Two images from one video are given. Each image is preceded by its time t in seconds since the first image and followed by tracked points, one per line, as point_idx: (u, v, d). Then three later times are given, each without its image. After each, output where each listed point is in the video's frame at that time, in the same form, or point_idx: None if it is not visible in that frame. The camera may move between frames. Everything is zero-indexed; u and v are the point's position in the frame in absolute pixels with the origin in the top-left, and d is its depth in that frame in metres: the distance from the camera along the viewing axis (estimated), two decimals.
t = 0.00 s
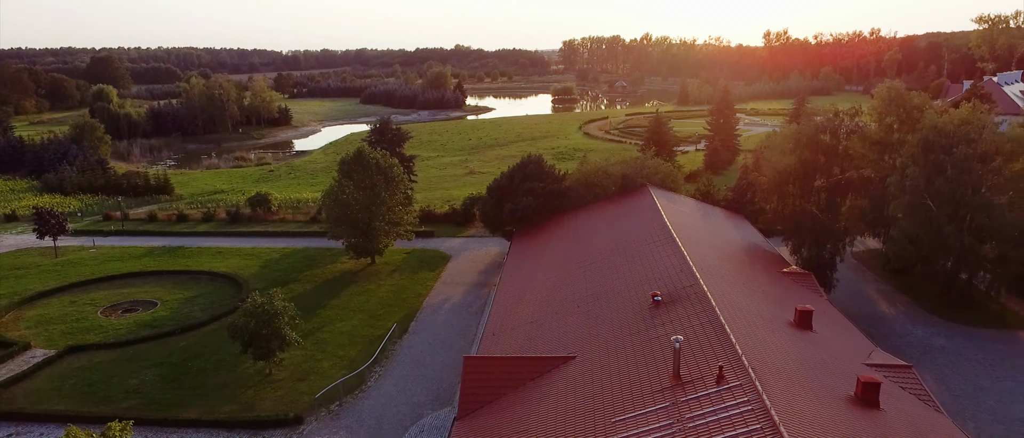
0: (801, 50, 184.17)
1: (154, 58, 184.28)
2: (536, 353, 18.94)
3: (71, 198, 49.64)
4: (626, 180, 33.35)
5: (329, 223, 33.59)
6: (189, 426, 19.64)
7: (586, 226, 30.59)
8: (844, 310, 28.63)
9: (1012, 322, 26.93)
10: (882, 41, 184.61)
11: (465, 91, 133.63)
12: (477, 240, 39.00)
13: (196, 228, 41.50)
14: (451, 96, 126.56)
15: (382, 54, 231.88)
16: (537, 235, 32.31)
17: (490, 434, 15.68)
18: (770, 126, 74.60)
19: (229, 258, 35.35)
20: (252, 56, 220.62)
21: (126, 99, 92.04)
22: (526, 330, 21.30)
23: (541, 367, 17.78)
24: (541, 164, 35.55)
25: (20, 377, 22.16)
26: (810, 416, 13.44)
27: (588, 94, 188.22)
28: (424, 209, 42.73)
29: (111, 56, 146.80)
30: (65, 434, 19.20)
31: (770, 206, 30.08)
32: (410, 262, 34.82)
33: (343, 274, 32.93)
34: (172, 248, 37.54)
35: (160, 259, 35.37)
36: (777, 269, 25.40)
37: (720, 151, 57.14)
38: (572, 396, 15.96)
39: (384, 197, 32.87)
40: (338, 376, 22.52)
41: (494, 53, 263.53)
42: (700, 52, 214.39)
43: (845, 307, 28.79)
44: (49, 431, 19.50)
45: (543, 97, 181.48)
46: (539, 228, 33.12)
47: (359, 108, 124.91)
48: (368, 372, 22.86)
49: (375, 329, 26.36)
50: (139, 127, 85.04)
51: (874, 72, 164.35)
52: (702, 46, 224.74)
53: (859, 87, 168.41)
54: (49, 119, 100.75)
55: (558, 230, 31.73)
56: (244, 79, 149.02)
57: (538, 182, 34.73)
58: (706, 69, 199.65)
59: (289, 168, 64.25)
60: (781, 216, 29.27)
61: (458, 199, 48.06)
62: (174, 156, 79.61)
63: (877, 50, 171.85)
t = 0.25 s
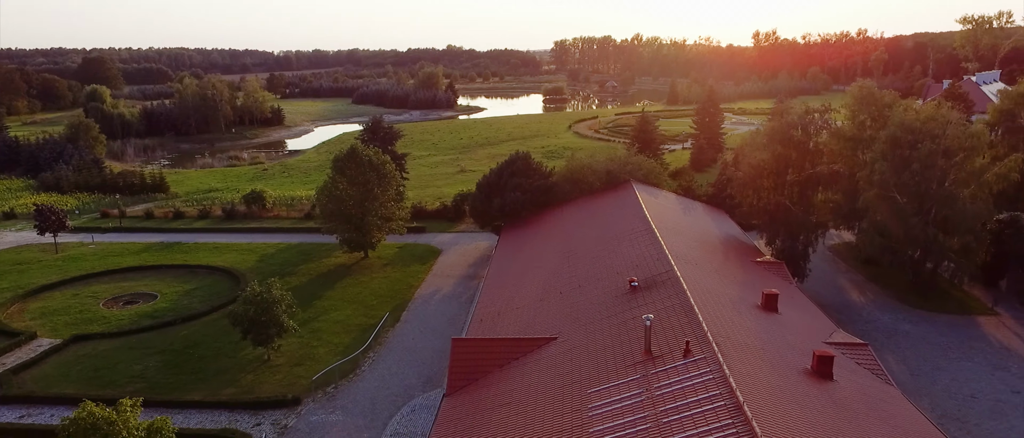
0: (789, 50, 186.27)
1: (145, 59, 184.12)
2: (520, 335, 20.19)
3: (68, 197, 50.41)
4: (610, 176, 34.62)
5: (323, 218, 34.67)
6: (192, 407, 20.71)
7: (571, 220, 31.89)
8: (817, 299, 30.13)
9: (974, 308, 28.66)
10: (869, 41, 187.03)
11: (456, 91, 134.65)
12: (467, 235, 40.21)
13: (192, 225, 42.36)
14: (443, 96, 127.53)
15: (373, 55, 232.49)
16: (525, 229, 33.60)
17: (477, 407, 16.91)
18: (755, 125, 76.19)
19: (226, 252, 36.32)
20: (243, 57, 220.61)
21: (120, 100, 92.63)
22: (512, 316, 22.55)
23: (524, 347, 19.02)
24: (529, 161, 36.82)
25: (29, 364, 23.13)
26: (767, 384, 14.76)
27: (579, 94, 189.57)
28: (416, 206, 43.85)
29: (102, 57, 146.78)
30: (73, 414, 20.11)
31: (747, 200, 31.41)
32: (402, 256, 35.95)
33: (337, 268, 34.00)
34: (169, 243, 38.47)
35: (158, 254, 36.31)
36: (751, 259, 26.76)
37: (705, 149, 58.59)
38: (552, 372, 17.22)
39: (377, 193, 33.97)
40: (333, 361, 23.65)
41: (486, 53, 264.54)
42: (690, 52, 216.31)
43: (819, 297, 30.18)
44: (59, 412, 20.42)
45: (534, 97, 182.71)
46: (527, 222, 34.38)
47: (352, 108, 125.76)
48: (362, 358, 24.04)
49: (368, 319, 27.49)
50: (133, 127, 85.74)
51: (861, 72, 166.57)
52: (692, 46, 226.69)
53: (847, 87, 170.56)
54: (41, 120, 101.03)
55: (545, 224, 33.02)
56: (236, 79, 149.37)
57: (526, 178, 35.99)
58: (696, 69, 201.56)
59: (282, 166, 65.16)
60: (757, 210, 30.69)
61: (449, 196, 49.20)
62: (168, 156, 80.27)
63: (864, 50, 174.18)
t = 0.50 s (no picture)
0: (779, 50, 188.17)
1: (138, 60, 184.33)
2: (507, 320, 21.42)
3: (67, 195, 51.32)
4: (596, 173, 35.90)
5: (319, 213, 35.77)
6: (197, 390, 21.87)
7: (559, 214, 33.17)
8: (793, 290, 31.56)
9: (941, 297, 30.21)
10: (858, 41, 189.11)
11: (449, 91, 135.72)
12: (459, 230, 41.42)
13: (190, 221, 43.35)
14: (436, 96, 128.56)
15: (367, 55, 233.29)
16: (514, 223, 34.88)
17: (465, 384, 18.18)
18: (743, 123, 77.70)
19: (224, 247, 37.36)
20: (237, 57, 220.97)
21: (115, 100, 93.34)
22: (500, 303, 23.80)
23: (510, 330, 20.28)
24: (518, 158, 38.08)
25: (38, 352, 24.17)
26: (731, 358, 16.11)
27: (571, 94, 190.89)
28: (409, 202, 45.00)
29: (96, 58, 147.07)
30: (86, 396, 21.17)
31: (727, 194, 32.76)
32: (395, 250, 37.14)
33: (333, 261, 35.14)
34: (169, 239, 39.47)
35: (158, 249, 37.33)
36: (728, 250, 28.09)
37: (692, 147, 60.02)
38: (536, 352, 18.51)
39: (371, 189, 35.12)
40: (330, 348, 24.83)
41: (479, 54, 265.51)
42: (682, 52, 218.04)
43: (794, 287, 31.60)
44: (70, 394, 21.46)
45: (527, 97, 183.90)
46: (517, 217, 35.66)
47: (345, 108, 126.69)
48: (358, 344, 25.24)
49: (363, 309, 28.66)
50: (128, 127, 86.55)
51: (850, 71, 168.58)
52: (684, 47, 228.46)
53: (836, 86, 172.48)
54: (36, 120, 101.51)
55: (534, 218, 34.30)
56: (230, 80, 149.98)
57: (516, 174, 37.25)
58: (687, 69, 203.33)
59: (277, 165, 66.12)
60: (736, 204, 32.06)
61: (442, 193, 50.35)
62: (164, 155, 81.05)
63: (853, 50, 176.27)
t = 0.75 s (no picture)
0: (770, 50, 189.92)
1: (133, 60, 184.63)
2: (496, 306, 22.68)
3: (67, 193, 52.25)
4: (585, 169, 37.19)
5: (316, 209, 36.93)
6: (203, 373, 23.05)
7: (548, 208, 34.45)
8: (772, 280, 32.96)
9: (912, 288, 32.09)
10: (849, 41, 190.88)
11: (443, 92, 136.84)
12: (452, 226, 42.66)
13: (190, 218, 44.39)
14: (430, 96, 129.64)
15: (362, 55, 233.96)
16: (505, 218, 36.17)
17: (456, 364, 19.46)
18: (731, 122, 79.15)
19: (224, 241, 38.46)
20: (231, 58, 221.37)
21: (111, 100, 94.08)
22: (489, 291, 25.05)
23: (499, 315, 21.54)
24: (509, 155, 39.35)
25: (48, 340, 25.24)
26: (700, 336, 17.53)
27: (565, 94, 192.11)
28: (403, 199, 46.17)
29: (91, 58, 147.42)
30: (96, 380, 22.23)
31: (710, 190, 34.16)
32: (390, 245, 38.34)
33: (329, 255, 36.28)
34: (169, 235, 40.53)
35: (160, 244, 38.39)
36: (709, 242, 29.44)
37: (681, 145, 61.39)
38: (521, 334, 19.77)
39: (366, 185, 36.29)
40: (328, 335, 26.03)
41: (473, 54, 266.46)
42: (675, 52, 219.57)
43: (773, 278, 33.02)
44: (80, 378, 22.54)
45: (521, 97, 185.04)
46: (508, 212, 36.96)
47: (341, 108, 127.63)
48: (355, 332, 26.47)
49: (360, 299, 29.87)
50: (125, 127, 87.36)
51: (841, 71, 170.36)
52: (677, 47, 230.00)
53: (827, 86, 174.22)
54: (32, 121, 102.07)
55: (524, 212, 35.58)
56: (225, 80, 150.61)
57: (507, 171, 38.53)
58: (680, 69, 204.84)
59: (274, 164, 67.15)
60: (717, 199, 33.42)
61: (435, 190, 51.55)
62: (160, 155, 81.89)
63: (843, 50, 178.17)
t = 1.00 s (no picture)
0: (760, 50, 191.86)
1: (126, 61, 184.80)
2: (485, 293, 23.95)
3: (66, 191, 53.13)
4: (572, 165, 38.49)
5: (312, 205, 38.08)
6: (206, 358, 24.25)
7: (537, 204, 35.72)
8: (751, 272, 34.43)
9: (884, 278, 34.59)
10: (839, 41, 192.89)
11: (437, 91, 137.92)
12: (445, 221, 43.90)
13: (188, 215, 45.41)
14: (423, 96, 130.74)
15: (356, 56, 234.58)
16: (496, 213, 37.48)
17: (446, 348, 20.72)
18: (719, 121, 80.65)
19: (223, 236, 39.54)
20: (225, 58, 221.67)
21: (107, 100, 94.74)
22: (479, 281, 26.33)
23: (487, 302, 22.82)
24: (500, 152, 40.60)
25: (56, 329, 26.32)
26: (673, 318, 18.96)
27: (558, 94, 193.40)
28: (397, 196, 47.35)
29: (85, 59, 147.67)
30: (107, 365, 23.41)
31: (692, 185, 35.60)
32: (384, 239, 39.54)
33: (325, 250, 37.37)
34: (169, 231, 41.56)
35: (160, 239, 39.45)
36: (690, 235, 30.82)
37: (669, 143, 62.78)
38: (508, 319, 21.05)
39: (361, 181, 37.47)
40: (325, 323, 27.22)
41: (467, 54, 267.45)
42: (666, 52, 221.20)
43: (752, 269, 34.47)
44: (90, 364, 23.68)
45: (514, 97, 186.21)
46: (498, 207, 38.27)
47: (334, 108, 128.50)
48: (351, 320, 27.66)
49: (355, 290, 31.07)
50: (120, 126, 88.05)
51: (830, 71, 172.34)
52: (669, 47, 231.71)
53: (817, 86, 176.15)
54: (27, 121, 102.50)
55: (514, 207, 36.89)
56: (219, 80, 151.12)
57: (497, 167, 39.79)
58: (672, 69, 206.47)
59: (269, 163, 68.14)
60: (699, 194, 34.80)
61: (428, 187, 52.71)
62: (156, 154, 82.68)
63: (833, 49, 180.33)
